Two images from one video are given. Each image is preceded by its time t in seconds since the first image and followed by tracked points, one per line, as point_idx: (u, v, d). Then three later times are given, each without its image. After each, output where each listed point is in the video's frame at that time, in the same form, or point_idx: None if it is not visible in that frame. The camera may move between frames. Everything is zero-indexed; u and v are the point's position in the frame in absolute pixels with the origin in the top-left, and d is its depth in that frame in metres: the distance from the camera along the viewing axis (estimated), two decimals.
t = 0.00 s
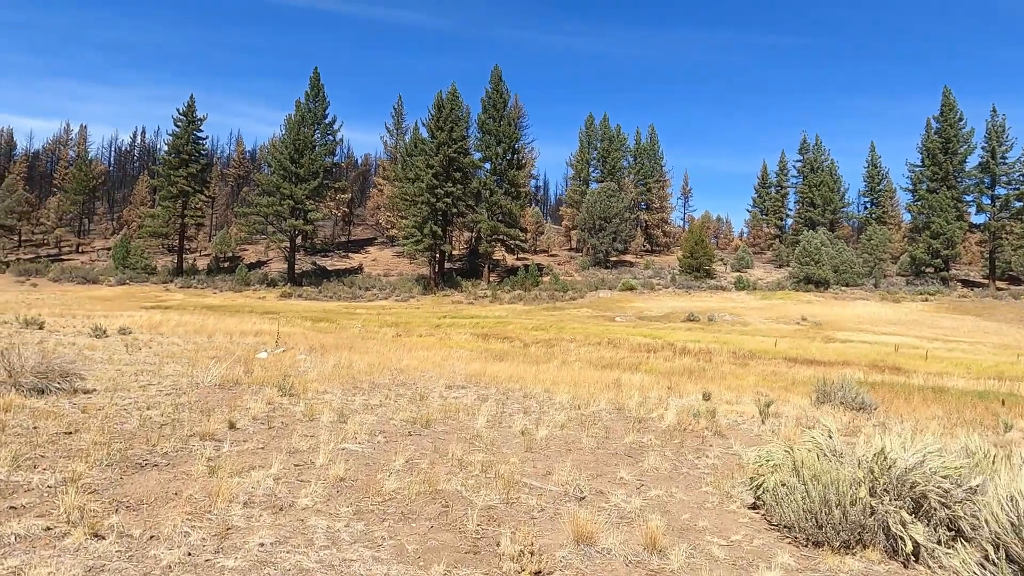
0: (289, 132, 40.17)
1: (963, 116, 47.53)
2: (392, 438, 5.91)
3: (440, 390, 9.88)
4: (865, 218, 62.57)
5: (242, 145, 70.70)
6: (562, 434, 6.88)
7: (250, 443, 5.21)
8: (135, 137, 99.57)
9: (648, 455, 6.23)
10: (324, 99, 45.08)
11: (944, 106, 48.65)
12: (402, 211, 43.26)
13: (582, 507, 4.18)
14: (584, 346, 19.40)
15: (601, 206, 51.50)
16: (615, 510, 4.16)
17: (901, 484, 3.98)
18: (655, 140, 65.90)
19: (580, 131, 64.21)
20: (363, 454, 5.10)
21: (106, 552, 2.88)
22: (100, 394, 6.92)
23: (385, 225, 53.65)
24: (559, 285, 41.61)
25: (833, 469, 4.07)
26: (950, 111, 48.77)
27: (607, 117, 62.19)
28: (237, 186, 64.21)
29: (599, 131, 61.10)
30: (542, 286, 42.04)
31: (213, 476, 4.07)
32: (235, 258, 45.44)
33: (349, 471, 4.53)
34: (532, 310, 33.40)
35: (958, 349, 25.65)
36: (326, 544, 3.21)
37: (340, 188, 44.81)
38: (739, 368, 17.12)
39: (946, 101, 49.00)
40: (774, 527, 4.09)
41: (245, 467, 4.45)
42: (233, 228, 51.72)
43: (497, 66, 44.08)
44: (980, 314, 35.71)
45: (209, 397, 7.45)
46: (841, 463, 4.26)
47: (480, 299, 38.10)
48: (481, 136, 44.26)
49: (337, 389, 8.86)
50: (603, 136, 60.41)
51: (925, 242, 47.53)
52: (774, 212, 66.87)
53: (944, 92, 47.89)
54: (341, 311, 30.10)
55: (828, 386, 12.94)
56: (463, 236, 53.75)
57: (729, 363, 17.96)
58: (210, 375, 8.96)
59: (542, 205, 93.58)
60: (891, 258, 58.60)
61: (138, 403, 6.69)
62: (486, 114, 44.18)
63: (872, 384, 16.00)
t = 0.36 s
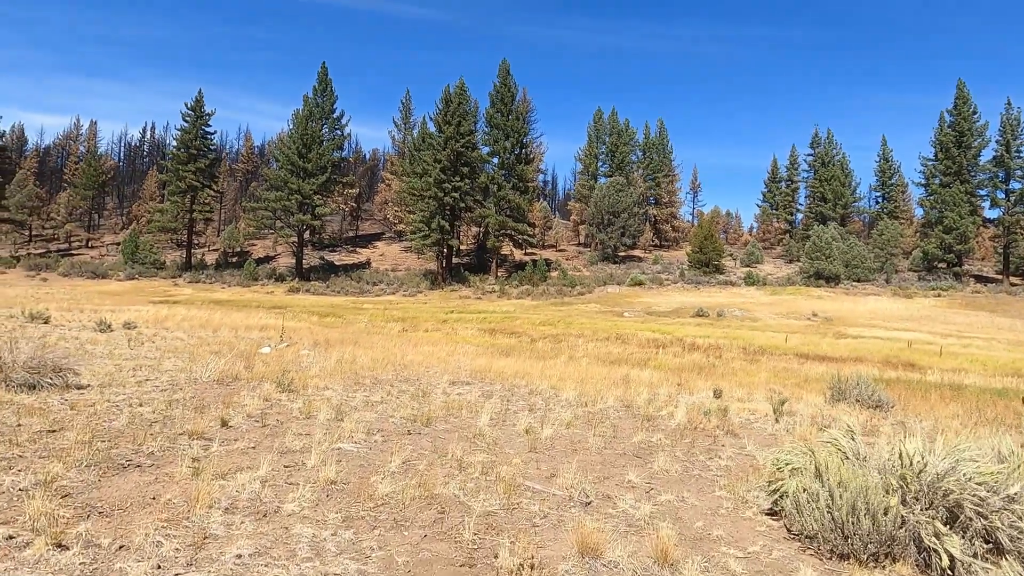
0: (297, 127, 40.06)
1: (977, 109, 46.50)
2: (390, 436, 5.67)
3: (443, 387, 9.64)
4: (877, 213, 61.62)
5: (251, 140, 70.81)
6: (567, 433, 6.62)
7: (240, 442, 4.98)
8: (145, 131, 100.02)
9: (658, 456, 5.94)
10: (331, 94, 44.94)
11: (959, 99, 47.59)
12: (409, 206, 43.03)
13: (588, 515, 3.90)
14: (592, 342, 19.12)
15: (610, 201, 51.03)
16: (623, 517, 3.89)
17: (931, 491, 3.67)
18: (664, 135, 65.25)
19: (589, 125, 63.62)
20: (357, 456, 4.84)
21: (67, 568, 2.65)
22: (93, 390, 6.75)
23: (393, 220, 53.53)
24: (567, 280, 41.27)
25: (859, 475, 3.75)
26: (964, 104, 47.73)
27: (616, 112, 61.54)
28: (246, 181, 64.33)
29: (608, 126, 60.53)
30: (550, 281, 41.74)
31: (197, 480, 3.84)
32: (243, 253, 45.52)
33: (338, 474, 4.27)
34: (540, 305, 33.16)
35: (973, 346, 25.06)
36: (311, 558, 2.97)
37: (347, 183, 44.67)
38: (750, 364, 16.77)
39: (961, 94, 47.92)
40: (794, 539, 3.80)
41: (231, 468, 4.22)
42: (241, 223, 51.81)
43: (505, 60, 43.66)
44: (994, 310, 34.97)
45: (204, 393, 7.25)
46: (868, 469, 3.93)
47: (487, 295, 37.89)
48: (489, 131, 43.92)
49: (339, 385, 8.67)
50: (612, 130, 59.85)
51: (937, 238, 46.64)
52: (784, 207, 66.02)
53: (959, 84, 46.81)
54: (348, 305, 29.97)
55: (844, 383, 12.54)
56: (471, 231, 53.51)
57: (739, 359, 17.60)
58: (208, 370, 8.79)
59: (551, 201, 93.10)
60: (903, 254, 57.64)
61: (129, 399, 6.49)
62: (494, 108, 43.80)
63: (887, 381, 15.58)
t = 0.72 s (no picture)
0: (301, 122, 39.90)
1: (987, 102, 45.74)
2: (389, 434, 5.45)
3: (447, 382, 9.42)
4: (885, 208, 60.89)
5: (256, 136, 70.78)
6: (574, 430, 6.39)
7: (232, 440, 4.77)
8: (151, 126, 100.15)
9: (669, 454, 5.69)
10: (336, 89, 44.75)
11: (969, 92, 46.83)
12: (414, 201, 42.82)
13: (596, 519, 3.66)
14: (598, 337, 18.86)
15: (616, 196, 50.65)
16: (635, 522, 3.65)
17: (968, 495, 3.40)
18: (670, 129, 64.75)
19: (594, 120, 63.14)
20: (354, 454, 4.63)
21: None
22: (86, 386, 6.58)
23: (397, 216, 53.37)
24: (573, 275, 40.99)
25: (889, 477, 3.49)
26: (974, 97, 46.95)
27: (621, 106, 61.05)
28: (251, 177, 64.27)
29: (613, 120, 60.05)
30: (556, 276, 41.45)
31: (182, 481, 3.63)
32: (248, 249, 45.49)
33: (332, 473, 4.04)
34: (545, 301, 32.94)
35: (985, 341, 24.61)
36: (299, 567, 2.75)
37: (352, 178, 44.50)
38: (758, 359, 16.48)
39: (970, 87, 47.18)
40: (818, 545, 3.55)
41: (221, 468, 4.01)
42: (246, 218, 51.77)
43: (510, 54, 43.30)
44: (1006, 306, 34.40)
45: (200, 389, 7.06)
46: (897, 470, 3.67)
47: (492, 290, 37.67)
48: (493, 126, 43.62)
49: (339, 380, 8.47)
50: (617, 124, 59.37)
51: (945, 232, 45.93)
52: (791, 201, 65.37)
53: (969, 77, 46.03)
54: (353, 301, 29.83)
55: (856, 379, 12.24)
56: (476, 226, 53.26)
57: (747, 354, 17.31)
58: (206, 365, 8.61)
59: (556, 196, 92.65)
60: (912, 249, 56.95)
61: (120, 395, 6.30)
62: (499, 103, 43.48)
63: (899, 377, 15.23)
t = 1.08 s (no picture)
0: (306, 112, 39.61)
1: (1000, 89, 44.73)
2: (390, 431, 5.25)
3: (450, 375, 9.21)
4: (895, 197, 59.96)
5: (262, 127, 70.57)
6: (582, 426, 6.16)
7: (225, 437, 4.57)
8: (158, 116, 100.12)
9: (681, 453, 5.45)
10: (341, 79, 44.39)
11: (981, 79, 45.78)
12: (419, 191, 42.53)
13: (607, 525, 3.43)
14: (604, 329, 18.60)
15: (622, 185, 50.12)
16: (648, 528, 3.42)
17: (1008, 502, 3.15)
18: (677, 118, 64.00)
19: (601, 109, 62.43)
20: (351, 453, 4.41)
21: None
22: (81, 379, 6.41)
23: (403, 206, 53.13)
24: (579, 265, 40.65)
25: (922, 482, 3.24)
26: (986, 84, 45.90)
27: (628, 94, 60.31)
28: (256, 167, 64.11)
29: (620, 109, 59.34)
30: (562, 267, 41.12)
31: (167, 484, 3.42)
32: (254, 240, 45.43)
33: (327, 475, 3.83)
34: (551, 291, 32.68)
35: (998, 333, 24.13)
36: None
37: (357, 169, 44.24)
38: (767, 351, 16.17)
39: (982, 74, 46.10)
40: (844, 556, 3.31)
41: (211, 468, 3.82)
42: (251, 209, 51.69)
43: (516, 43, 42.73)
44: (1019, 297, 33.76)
45: (197, 382, 6.88)
46: (931, 475, 3.42)
47: (498, 281, 37.43)
48: (499, 115, 43.16)
49: (341, 373, 8.28)
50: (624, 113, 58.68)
51: (955, 222, 44.99)
52: (799, 191, 64.54)
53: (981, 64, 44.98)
54: (359, 292, 29.68)
55: (869, 371, 11.92)
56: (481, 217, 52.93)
57: (757, 346, 16.98)
58: (205, 357, 8.43)
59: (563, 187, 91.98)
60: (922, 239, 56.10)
61: (114, 389, 6.11)
62: (504, 92, 42.98)
63: (912, 370, 14.87)
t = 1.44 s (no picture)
0: (307, 105, 39.30)
1: (1006, 80, 44.01)
2: (378, 425, 5.02)
3: (446, 367, 8.99)
4: (899, 190, 59.34)
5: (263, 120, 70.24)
6: (579, 420, 5.93)
7: (201, 432, 4.35)
8: (160, 110, 99.93)
9: (682, 447, 5.21)
10: (342, 71, 44.03)
11: (987, 70, 45.02)
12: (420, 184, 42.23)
13: (600, 528, 3.19)
14: (606, 321, 18.35)
15: (625, 178, 49.68)
16: (644, 529, 3.19)
17: None
18: (680, 111, 63.47)
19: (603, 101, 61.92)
20: (333, 449, 4.18)
21: None
22: (61, 372, 6.20)
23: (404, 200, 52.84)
24: (581, 259, 40.35)
25: (941, 480, 3.00)
26: (993, 75, 45.15)
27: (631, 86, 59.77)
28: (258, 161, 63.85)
29: (622, 101, 58.78)
30: (564, 260, 40.83)
31: (130, 481, 3.20)
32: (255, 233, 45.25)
33: (304, 472, 3.60)
34: (553, 285, 32.40)
35: (1005, 326, 23.78)
36: None
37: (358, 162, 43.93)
38: (770, 344, 15.90)
39: (989, 65, 45.35)
40: (857, 560, 3.07)
41: (182, 464, 3.60)
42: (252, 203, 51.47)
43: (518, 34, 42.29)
44: None
45: (182, 375, 6.67)
46: (951, 473, 3.18)
47: (500, 274, 37.18)
48: (501, 108, 42.78)
49: (333, 365, 8.06)
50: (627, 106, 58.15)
51: (959, 215, 44.22)
52: (803, 183, 63.96)
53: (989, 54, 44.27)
54: (360, 285, 29.47)
55: (875, 364, 11.65)
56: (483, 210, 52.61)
57: (760, 339, 16.70)
58: (194, 349, 8.21)
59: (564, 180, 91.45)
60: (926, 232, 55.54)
61: (95, 381, 5.91)
62: (506, 84, 42.57)
63: (920, 363, 14.58)
